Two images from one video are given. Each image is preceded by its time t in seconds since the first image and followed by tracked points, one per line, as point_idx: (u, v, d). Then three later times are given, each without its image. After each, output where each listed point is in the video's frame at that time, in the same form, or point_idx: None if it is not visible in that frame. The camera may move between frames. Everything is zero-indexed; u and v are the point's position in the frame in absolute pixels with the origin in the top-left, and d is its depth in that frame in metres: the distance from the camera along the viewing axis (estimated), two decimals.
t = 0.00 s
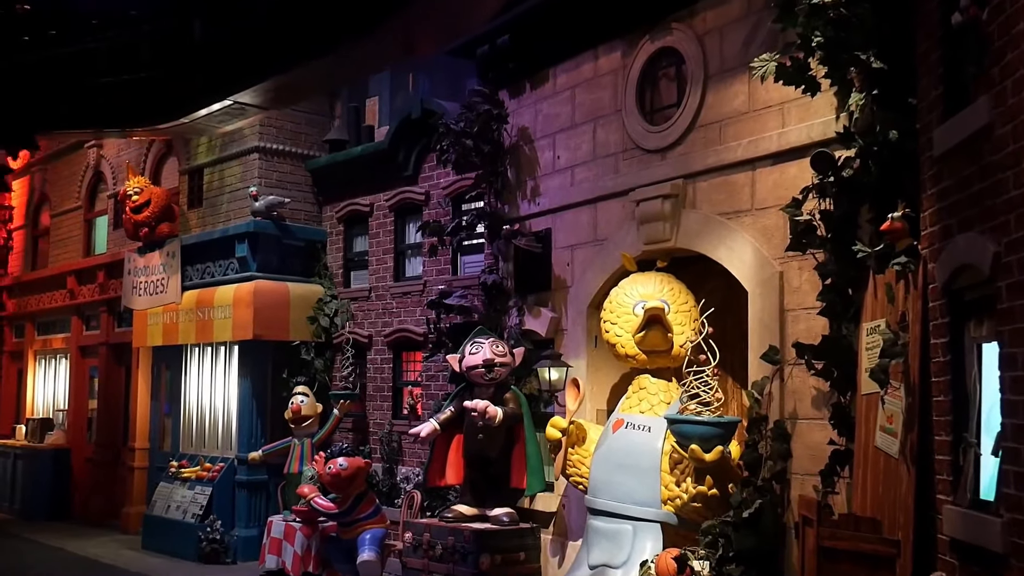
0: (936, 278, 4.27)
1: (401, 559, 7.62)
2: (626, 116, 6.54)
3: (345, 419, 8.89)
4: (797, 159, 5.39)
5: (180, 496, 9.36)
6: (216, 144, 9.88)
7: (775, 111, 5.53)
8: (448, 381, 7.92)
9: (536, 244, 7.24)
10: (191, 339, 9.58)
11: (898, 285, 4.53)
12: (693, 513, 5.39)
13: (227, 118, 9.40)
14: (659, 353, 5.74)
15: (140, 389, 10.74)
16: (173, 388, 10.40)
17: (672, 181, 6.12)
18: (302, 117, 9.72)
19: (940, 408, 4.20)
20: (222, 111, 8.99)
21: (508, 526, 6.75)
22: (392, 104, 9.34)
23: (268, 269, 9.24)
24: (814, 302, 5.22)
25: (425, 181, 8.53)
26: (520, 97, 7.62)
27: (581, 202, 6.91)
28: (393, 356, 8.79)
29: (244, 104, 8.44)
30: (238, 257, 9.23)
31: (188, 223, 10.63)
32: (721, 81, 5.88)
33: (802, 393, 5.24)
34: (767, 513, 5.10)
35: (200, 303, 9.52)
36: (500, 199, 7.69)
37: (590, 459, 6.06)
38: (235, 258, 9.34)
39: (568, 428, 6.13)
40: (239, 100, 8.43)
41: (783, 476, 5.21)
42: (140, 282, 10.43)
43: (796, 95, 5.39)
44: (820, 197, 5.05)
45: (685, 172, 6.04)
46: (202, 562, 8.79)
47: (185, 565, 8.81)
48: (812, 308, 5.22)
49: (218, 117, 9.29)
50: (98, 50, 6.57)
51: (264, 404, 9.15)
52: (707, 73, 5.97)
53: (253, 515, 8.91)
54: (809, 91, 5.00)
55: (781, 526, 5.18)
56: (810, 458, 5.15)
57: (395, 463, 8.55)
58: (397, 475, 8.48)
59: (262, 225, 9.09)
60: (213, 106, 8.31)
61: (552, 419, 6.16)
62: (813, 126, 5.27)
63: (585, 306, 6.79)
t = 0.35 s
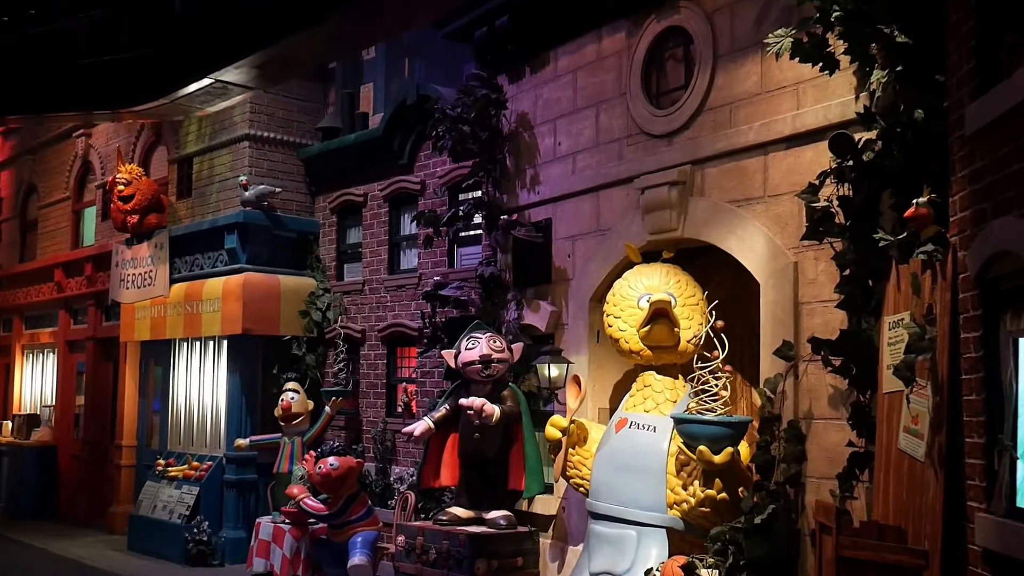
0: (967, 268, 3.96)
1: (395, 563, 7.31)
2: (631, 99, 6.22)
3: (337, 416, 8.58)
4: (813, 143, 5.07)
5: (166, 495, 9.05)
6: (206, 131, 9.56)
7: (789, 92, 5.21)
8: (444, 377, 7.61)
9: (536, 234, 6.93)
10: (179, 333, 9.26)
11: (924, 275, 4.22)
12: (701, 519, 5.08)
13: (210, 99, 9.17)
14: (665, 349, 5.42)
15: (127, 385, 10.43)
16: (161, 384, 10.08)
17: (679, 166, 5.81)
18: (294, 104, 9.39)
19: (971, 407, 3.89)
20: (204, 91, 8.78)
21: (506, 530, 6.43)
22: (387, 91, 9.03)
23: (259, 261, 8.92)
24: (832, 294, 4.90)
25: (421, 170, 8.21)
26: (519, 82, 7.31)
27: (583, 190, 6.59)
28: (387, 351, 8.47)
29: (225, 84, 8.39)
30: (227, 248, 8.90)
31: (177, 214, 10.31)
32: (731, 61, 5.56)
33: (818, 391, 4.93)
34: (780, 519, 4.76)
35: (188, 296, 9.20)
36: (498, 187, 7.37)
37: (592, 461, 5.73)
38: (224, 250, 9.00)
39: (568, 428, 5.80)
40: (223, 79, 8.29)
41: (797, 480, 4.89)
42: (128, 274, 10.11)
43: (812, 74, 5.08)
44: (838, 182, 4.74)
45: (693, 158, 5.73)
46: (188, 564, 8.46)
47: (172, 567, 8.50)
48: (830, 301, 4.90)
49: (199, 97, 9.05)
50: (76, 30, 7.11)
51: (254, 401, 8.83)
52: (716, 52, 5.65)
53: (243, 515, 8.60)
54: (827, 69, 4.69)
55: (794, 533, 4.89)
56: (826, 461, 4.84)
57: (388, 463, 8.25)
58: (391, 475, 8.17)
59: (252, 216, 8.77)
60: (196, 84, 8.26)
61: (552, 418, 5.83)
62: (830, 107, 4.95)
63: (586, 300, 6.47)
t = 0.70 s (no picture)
0: (1007, 256, 3.64)
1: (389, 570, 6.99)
2: (636, 83, 5.90)
3: (331, 418, 8.26)
4: (833, 126, 4.75)
5: (154, 500, 8.75)
6: (196, 123, 9.25)
7: (806, 71, 4.89)
8: (440, 376, 7.29)
9: (536, 226, 6.61)
10: (168, 332, 8.94)
11: (956, 267, 3.88)
12: (712, 528, 4.74)
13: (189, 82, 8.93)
14: (673, 346, 5.10)
15: (116, 385, 10.11)
16: (150, 384, 9.76)
17: (688, 153, 5.48)
18: (286, 94, 9.08)
19: (1011, 408, 3.58)
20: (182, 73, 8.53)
21: (506, 537, 6.10)
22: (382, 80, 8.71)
23: (249, 257, 8.60)
24: (854, 287, 4.57)
25: (417, 161, 7.89)
26: (519, 68, 6.99)
27: (586, 180, 6.27)
28: (382, 349, 8.15)
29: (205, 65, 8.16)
30: (217, 244, 8.58)
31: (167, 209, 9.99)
32: (743, 40, 5.24)
33: (838, 391, 4.60)
34: (798, 529, 4.49)
35: (177, 293, 8.88)
36: (497, 178, 7.06)
37: (595, 465, 5.41)
38: (214, 245, 8.69)
39: (571, 430, 5.49)
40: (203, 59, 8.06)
41: (816, 487, 4.58)
42: (117, 271, 9.81)
43: (830, 53, 4.76)
44: (861, 166, 4.42)
45: (702, 144, 5.40)
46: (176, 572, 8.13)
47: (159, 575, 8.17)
48: (851, 294, 4.57)
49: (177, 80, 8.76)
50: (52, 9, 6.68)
51: (245, 402, 8.51)
52: (727, 32, 5.33)
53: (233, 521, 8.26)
54: (848, 45, 4.37)
55: (813, 543, 4.59)
56: (847, 467, 4.53)
57: (384, 466, 7.93)
58: (386, 479, 7.84)
59: (243, 210, 8.45)
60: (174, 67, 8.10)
61: (553, 419, 5.52)
62: (850, 87, 4.62)
63: (590, 295, 6.15)
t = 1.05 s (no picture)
0: None
1: None
2: (643, 66, 5.58)
3: (324, 419, 7.96)
4: (855, 108, 4.43)
5: (141, 504, 8.46)
6: (187, 113, 8.95)
7: (826, 49, 4.58)
8: (437, 375, 6.98)
9: (537, 218, 6.29)
10: (157, 329, 8.63)
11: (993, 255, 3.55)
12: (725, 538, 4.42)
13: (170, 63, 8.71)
14: (682, 344, 4.78)
15: (104, 384, 9.81)
16: (139, 383, 9.46)
17: (698, 139, 5.17)
18: (280, 83, 8.77)
19: None
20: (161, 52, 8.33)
21: (506, 544, 5.78)
22: (378, 68, 8.36)
23: (240, 251, 8.30)
24: (879, 280, 4.26)
25: (414, 152, 7.58)
26: (520, 52, 6.67)
27: (590, 169, 5.96)
28: (377, 347, 7.84)
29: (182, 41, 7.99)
30: (206, 238, 8.28)
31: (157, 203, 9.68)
32: (758, 18, 4.92)
33: (861, 391, 4.29)
34: (818, 538, 4.19)
35: (166, 289, 8.57)
36: (496, 168, 6.75)
37: (600, 470, 5.09)
38: (204, 239, 8.39)
39: (573, 432, 5.17)
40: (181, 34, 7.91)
41: (837, 495, 4.28)
42: (106, 267, 9.52)
43: (853, 29, 4.44)
44: (890, 148, 4.11)
45: (713, 129, 5.09)
46: None
47: None
48: (876, 288, 4.26)
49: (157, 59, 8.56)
50: None
51: (235, 402, 8.21)
52: (740, 10, 5.01)
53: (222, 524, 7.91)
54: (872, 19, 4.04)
55: (834, 556, 4.28)
56: (872, 474, 4.21)
57: (379, 469, 7.61)
58: (381, 483, 7.54)
59: (233, 202, 8.15)
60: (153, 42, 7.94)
61: (554, 422, 5.20)
62: (874, 65, 4.31)
63: (594, 291, 5.84)
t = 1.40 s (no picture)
0: None
1: None
2: (649, 45, 5.25)
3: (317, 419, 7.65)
4: (880, 84, 4.10)
5: (128, 507, 8.15)
6: (175, 101, 8.64)
7: (847, 21, 4.25)
8: (433, 373, 6.67)
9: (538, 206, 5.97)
10: (144, 326, 8.32)
11: None
12: (740, 548, 4.09)
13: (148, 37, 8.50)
14: (692, 338, 4.45)
15: (92, 383, 9.51)
16: (127, 382, 9.15)
17: (709, 121, 4.84)
18: (271, 71, 8.46)
19: None
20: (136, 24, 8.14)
21: (505, 552, 5.47)
22: (373, 53, 8.01)
23: (230, 244, 7.99)
24: (907, 269, 3.93)
25: (409, 140, 7.27)
26: (520, 33, 6.35)
27: (593, 155, 5.64)
28: (371, 344, 7.53)
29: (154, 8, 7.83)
30: (195, 231, 7.96)
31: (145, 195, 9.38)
32: None
33: (887, 389, 3.96)
34: (842, 549, 3.86)
35: (154, 284, 8.26)
36: (495, 156, 6.44)
37: (604, 474, 4.77)
38: (192, 233, 8.08)
39: (576, 433, 4.85)
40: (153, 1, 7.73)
41: (861, 501, 3.95)
42: (93, 262, 9.21)
43: None
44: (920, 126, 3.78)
45: (725, 110, 4.76)
46: None
47: None
48: (903, 277, 3.94)
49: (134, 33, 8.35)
50: None
51: (225, 402, 7.89)
52: None
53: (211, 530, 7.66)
54: None
55: (858, 568, 3.95)
56: (900, 479, 3.89)
57: (373, 471, 7.30)
58: (376, 485, 7.23)
59: (222, 193, 7.83)
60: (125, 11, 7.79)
61: (556, 422, 4.88)
62: (901, 36, 3.98)
63: (597, 283, 5.52)
